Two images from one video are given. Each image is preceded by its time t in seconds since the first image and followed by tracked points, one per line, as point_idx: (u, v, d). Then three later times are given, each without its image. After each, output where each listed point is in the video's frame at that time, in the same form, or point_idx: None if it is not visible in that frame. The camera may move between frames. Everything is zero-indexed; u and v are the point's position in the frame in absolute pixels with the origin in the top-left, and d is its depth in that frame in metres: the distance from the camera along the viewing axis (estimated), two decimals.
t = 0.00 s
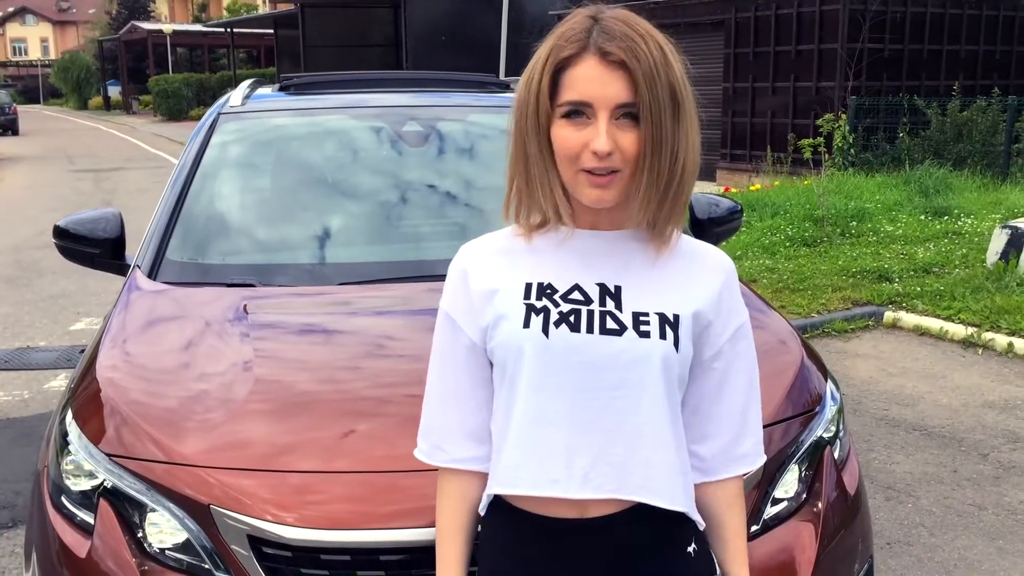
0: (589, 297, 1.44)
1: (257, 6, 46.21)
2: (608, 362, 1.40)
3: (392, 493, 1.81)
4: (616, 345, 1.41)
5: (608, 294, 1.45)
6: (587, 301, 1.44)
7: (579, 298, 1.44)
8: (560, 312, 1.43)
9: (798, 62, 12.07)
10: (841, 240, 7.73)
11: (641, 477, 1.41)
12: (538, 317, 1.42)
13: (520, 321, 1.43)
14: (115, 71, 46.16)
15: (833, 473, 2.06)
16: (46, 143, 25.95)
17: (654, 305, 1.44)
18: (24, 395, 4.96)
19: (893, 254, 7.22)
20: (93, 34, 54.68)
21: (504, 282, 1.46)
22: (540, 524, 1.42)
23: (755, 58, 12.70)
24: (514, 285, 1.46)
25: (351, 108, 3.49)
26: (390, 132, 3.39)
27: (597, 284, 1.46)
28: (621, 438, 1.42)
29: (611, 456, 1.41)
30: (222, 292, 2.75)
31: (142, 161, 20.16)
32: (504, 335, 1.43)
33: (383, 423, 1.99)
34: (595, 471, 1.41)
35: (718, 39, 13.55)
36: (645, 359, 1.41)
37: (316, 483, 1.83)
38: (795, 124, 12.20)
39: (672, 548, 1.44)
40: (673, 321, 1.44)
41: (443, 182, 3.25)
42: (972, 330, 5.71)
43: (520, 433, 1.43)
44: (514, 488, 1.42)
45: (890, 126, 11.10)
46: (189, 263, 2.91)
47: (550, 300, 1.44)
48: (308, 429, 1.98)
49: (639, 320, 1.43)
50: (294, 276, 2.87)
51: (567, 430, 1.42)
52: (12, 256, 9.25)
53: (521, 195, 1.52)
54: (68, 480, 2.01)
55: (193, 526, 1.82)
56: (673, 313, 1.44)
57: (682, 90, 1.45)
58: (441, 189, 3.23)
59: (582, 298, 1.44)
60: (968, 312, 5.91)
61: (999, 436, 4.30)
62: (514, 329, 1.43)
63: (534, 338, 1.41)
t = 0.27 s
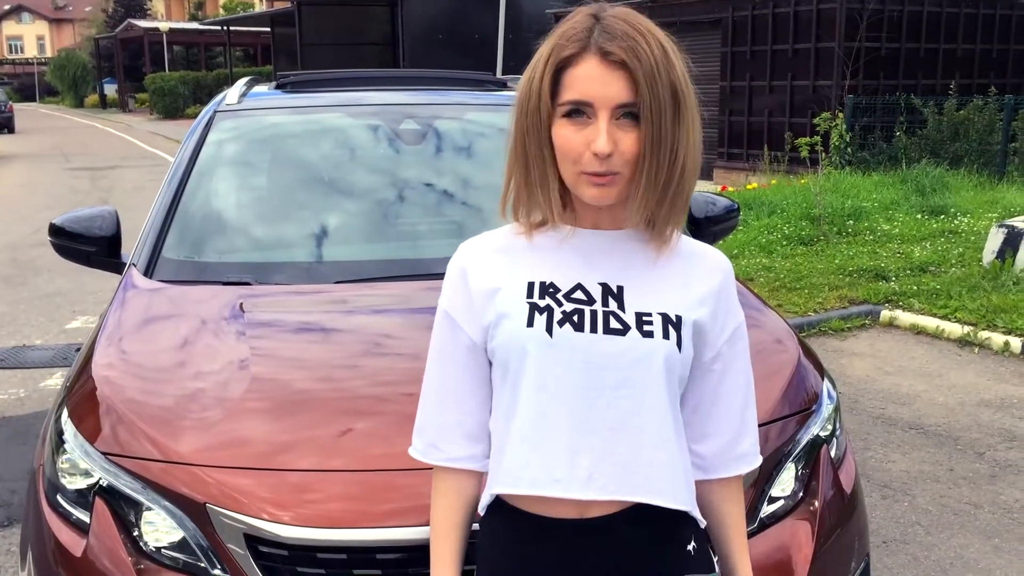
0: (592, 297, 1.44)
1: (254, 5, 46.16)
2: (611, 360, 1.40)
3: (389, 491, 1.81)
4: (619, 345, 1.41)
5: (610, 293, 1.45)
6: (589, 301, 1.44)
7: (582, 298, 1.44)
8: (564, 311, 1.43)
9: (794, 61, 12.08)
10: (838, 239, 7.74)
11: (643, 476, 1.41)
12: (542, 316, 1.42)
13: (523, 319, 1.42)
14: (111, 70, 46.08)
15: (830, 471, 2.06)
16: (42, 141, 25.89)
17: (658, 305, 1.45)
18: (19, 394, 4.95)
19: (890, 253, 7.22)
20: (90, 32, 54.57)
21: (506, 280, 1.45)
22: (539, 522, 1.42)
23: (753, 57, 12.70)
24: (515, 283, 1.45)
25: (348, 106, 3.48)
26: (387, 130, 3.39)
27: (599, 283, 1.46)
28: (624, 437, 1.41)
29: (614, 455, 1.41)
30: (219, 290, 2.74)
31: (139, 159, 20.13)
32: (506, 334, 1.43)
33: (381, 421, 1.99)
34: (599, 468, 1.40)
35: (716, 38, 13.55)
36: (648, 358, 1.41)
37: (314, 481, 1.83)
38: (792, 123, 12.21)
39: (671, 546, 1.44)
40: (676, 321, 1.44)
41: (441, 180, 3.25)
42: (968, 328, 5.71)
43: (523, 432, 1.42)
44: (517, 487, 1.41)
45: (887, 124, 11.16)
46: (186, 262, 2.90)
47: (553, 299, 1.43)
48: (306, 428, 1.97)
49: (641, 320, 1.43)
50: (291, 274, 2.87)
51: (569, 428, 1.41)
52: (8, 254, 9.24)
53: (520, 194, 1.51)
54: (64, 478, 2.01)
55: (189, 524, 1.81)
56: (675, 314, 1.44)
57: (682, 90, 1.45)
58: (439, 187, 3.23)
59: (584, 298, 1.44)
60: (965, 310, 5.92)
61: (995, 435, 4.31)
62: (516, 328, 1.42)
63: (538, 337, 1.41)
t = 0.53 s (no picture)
0: (587, 303, 1.45)
1: (252, 6, 46.14)
2: (608, 367, 1.41)
3: (386, 494, 1.81)
4: (617, 352, 1.41)
5: (606, 299, 1.45)
6: (585, 308, 1.44)
7: (578, 304, 1.44)
8: (561, 318, 1.43)
9: (792, 63, 12.08)
10: (836, 240, 7.75)
11: (639, 481, 1.42)
12: (539, 324, 1.42)
13: (520, 328, 1.42)
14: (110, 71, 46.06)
15: (827, 474, 2.06)
16: (40, 142, 25.88)
17: (652, 310, 1.45)
18: (16, 395, 4.95)
19: (888, 255, 7.23)
20: (88, 33, 54.55)
21: (502, 286, 1.45)
22: (536, 528, 1.41)
23: (750, 59, 12.71)
24: (512, 288, 1.45)
25: (346, 107, 3.48)
26: (385, 131, 3.39)
27: (595, 289, 1.46)
28: (621, 444, 1.42)
29: (612, 460, 1.41)
30: (216, 291, 2.74)
31: (137, 160, 20.12)
32: (503, 340, 1.43)
33: (378, 423, 1.99)
34: (596, 473, 1.40)
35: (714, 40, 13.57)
36: (645, 363, 1.42)
37: (311, 483, 1.83)
38: (789, 124, 12.21)
39: (669, 548, 1.44)
40: (672, 326, 1.45)
41: (439, 181, 3.24)
42: (965, 330, 5.72)
43: (521, 438, 1.43)
44: (515, 496, 1.40)
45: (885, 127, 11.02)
46: (184, 263, 2.90)
47: (550, 305, 1.44)
48: (304, 429, 1.97)
49: (637, 326, 1.43)
50: (288, 276, 2.86)
51: (567, 435, 1.41)
52: (5, 255, 9.23)
53: (518, 187, 1.50)
54: (60, 480, 2.00)
55: (185, 527, 1.81)
56: (671, 318, 1.45)
57: (684, 88, 1.46)
58: (437, 188, 3.23)
59: (580, 304, 1.45)
60: (962, 312, 5.92)
61: (993, 437, 4.31)
62: (514, 335, 1.42)
63: (535, 345, 1.41)
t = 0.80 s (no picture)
0: (578, 300, 1.43)
1: (251, 7, 46.17)
2: (596, 363, 1.40)
3: (385, 496, 1.81)
4: (606, 348, 1.40)
5: (597, 295, 1.44)
6: (576, 305, 1.43)
7: (569, 301, 1.43)
8: (551, 319, 1.42)
9: (791, 66, 12.09)
10: (834, 243, 7.75)
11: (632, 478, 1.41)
12: (529, 327, 1.41)
13: (510, 332, 1.42)
14: (109, 72, 46.07)
15: (826, 477, 2.06)
16: (38, 143, 25.89)
17: (639, 297, 1.44)
18: (15, 397, 4.95)
19: (886, 257, 7.23)
20: (86, 35, 54.57)
21: (494, 288, 1.45)
22: (534, 532, 1.42)
23: (749, 62, 12.73)
24: (504, 289, 1.45)
25: (346, 110, 3.48)
26: (385, 133, 3.39)
27: (586, 283, 1.45)
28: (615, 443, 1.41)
29: (604, 457, 1.41)
30: (215, 294, 2.74)
31: (136, 162, 20.14)
32: (496, 345, 1.43)
33: (376, 426, 1.99)
34: (591, 471, 1.40)
35: (712, 43, 13.58)
36: (635, 359, 1.40)
37: (310, 486, 1.83)
38: (788, 127, 12.23)
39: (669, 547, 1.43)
40: (661, 312, 1.43)
41: (438, 183, 3.25)
42: (964, 333, 5.72)
43: (516, 441, 1.43)
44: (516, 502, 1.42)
45: (883, 129, 11.08)
46: (183, 265, 2.90)
47: (540, 305, 1.43)
48: (303, 432, 1.97)
49: (627, 319, 1.42)
50: (288, 278, 2.86)
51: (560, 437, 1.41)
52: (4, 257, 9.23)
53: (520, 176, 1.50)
54: (59, 483, 2.00)
55: (184, 529, 1.81)
56: (659, 303, 1.44)
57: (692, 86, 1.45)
58: (436, 190, 3.23)
59: (571, 301, 1.43)
60: (960, 315, 5.93)
61: (991, 440, 4.32)
62: (505, 340, 1.42)
63: (525, 348, 1.41)
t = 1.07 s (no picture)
0: (560, 301, 1.41)
1: (251, 8, 46.20)
2: (575, 366, 1.38)
3: (385, 496, 1.81)
4: (584, 349, 1.38)
5: (579, 296, 1.41)
6: (557, 307, 1.40)
7: (550, 303, 1.41)
8: (531, 322, 1.40)
9: (792, 67, 12.09)
10: (834, 244, 7.75)
11: (614, 482, 1.38)
12: (508, 329, 1.40)
13: (491, 335, 1.41)
14: (109, 73, 46.10)
15: (825, 478, 2.06)
16: (38, 144, 25.91)
17: (619, 295, 1.41)
18: (15, 398, 4.95)
19: (886, 258, 7.23)
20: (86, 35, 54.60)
21: (479, 291, 1.45)
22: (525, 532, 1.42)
23: (749, 63, 12.73)
24: (489, 291, 1.44)
25: (347, 110, 3.49)
26: (386, 134, 3.39)
27: (568, 285, 1.42)
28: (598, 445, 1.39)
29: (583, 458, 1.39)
30: (215, 294, 2.74)
31: (136, 163, 20.15)
32: (479, 348, 1.43)
33: (377, 427, 1.99)
34: (575, 472, 1.39)
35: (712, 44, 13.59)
36: (612, 360, 1.38)
37: (309, 486, 1.82)
38: (788, 128, 12.23)
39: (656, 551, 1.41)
40: (642, 309, 1.40)
41: (439, 184, 3.25)
42: (964, 335, 5.72)
43: (497, 445, 1.41)
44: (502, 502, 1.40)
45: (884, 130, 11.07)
46: (183, 265, 2.90)
47: (522, 307, 1.41)
48: (303, 433, 1.97)
49: (606, 317, 1.40)
50: (288, 278, 2.86)
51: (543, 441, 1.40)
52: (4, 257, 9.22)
53: (505, 177, 1.51)
54: (58, 483, 2.00)
55: (183, 530, 1.81)
56: (640, 300, 1.41)
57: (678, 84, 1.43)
58: (436, 191, 3.23)
59: (553, 303, 1.41)
60: (960, 317, 5.93)
61: (991, 441, 4.31)
62: (487, 343, 1.41)
63: (505, 350, 1.40)
